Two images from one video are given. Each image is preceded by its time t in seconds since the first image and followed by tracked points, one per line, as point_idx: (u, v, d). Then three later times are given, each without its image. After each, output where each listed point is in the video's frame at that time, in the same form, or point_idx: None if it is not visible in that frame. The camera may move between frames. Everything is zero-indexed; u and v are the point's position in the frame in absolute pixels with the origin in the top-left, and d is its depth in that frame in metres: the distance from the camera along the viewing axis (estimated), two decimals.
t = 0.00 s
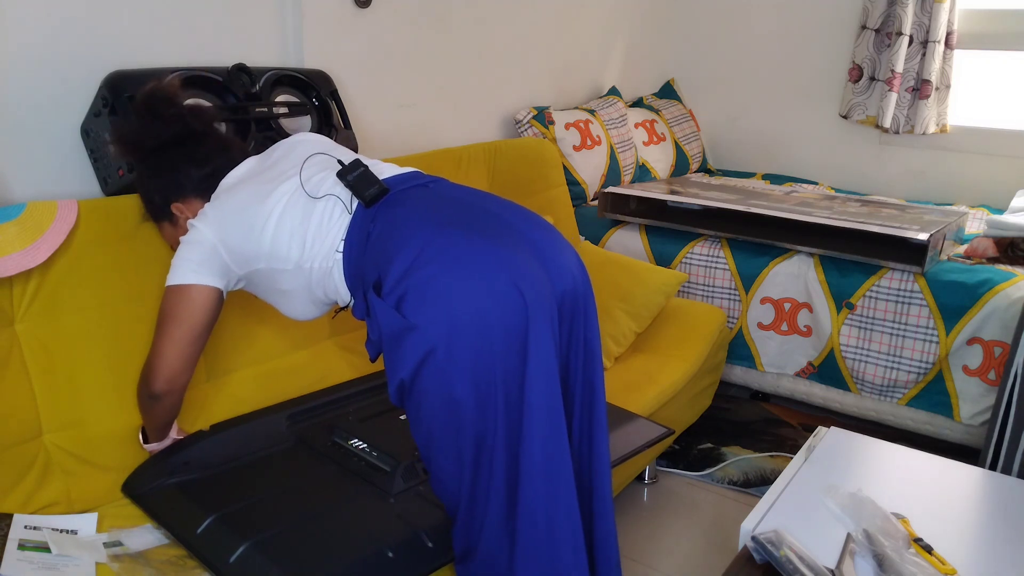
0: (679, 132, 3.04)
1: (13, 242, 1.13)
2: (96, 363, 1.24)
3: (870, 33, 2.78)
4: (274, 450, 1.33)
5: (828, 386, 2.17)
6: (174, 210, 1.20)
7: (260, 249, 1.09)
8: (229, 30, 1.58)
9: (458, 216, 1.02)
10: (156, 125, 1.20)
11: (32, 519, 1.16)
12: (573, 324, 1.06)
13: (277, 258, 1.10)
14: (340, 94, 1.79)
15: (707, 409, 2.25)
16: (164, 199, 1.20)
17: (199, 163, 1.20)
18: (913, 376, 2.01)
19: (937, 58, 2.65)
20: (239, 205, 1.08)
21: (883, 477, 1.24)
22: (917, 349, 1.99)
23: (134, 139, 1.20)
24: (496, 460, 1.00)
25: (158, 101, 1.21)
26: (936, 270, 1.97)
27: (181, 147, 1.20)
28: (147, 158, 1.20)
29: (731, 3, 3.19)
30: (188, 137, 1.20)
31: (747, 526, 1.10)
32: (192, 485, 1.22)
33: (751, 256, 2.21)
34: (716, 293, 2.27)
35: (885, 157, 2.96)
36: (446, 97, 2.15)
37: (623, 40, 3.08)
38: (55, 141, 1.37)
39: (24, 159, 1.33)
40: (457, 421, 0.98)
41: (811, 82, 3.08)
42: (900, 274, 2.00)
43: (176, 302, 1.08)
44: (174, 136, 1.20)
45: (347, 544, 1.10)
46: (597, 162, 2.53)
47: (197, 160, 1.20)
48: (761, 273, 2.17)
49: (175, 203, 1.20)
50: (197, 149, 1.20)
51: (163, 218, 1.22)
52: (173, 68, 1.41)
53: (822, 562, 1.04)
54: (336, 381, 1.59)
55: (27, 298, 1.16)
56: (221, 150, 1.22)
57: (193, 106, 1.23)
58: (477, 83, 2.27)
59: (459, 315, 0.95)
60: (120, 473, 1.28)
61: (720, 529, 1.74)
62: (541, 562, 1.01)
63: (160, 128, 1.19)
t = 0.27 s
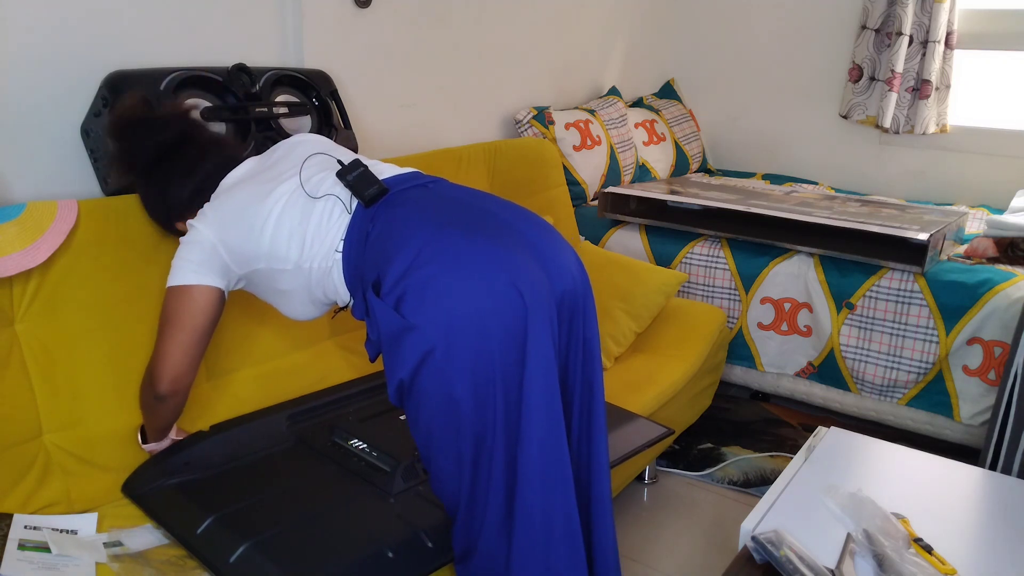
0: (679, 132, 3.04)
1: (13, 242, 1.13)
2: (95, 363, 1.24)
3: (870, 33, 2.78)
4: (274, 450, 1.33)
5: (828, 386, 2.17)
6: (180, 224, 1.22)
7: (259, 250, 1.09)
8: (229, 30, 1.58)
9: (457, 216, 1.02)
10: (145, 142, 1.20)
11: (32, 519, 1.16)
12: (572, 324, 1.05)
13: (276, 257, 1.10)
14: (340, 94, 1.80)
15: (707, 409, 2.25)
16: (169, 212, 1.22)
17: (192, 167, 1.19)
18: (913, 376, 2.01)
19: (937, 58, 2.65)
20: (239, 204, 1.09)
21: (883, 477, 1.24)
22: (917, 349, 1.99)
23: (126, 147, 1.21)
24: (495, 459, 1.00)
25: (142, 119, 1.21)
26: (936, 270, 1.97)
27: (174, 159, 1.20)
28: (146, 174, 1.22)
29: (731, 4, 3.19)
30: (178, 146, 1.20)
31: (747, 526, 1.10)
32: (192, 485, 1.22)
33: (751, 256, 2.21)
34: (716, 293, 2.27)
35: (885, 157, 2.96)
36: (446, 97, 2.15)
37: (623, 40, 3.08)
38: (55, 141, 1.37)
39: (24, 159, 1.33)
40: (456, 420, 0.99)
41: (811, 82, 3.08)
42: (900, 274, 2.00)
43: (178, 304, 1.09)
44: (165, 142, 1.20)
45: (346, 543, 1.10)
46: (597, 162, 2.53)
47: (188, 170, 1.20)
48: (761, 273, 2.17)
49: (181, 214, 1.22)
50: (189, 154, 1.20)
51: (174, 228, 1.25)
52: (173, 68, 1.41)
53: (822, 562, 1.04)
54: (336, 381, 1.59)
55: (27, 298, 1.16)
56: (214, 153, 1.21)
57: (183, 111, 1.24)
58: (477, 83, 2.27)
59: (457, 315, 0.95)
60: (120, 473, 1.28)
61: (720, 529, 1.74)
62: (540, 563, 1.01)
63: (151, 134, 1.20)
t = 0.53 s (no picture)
0: (679, 132, 3.04)
1: (13, 242, 1.13)
2: (95, 363, 1.24)
3: (870, 33, 2.78)
4: (274, 450, 1.33)
5: (828, 386, 2.17)
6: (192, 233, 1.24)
7: (258, 249, 1.09)
8: (229, 30, 1.58)
9: (456, 216, 1.03)
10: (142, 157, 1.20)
11: (32, 519, 1.16)
12: (571, 324, 1.05)
13: (276, 256, 1.10)
14: (340, 94, 1.79)
15: (707, 409, 2.25)
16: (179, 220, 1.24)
17: (188, 173, 1.19)
18: (913, 376, 2.01)
19: (937, 58, 2.65)
20: (239, 204, 1.09)
21: (883, 477, 1.24)
22: (917, 349, 1.99)
23: (119, 158, 1.20)
24: (493, 459, 1.00)
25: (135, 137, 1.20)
26: (936, 271, 1.97)
27: (174, 169, 1.20)
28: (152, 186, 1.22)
29: (731, 4, 3.19)
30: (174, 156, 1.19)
31: (747, 526, 1.10)
32: (192, 485, 1.22)
33: (751, 256, 2.21)
34: (716, 293, 2.27)
35: (885, 157, 2.96)
36: (446, 97, 2.15)
37: (623, 40, 3.08)
38: (56, 141, 1.37)
39: (24, 160, 1.33)
40: (454, 420, 0.99)
41: (811, 82, 3.08)
42: (900, 274, 2.00)
43: (179, 303, 1.08)
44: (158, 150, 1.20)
45: (346, 543, 1.10)
46: (597, 162, 2.53)
47: (187, 179, 1.19)
48: (761, 273, 2.17)
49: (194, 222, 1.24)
50: (183, 159, 1.19)
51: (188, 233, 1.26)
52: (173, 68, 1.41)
53: (822, 562, 1.04)
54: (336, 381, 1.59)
55: (27, 298, 1.16)
56: (206, 156, 1.20)
57: (171, 116, 1.23)
58: (477, 83, 2.27)
59: (455, 314, 0.95)
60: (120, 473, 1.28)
61: (719, 529, 1.74)
62: (538, 563, 1.01)
63: (143, 144, 1.19)
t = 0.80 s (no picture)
0: (679, 132, 3.04)
1: (13, 242, 1.13)
2: (95, 363, 1.24)
3: (870, 33, 2.78)
4: (274, 450, 1.33)
5: (828, 386, 2.17)
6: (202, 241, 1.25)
7: (258, 250, 1.10)
8: (229, 31, 1.58)
9: (453, 216, 1.03)
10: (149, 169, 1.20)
11: (32, 519, 1.16)
12: (569, 323, 1.05)
13: (276, 257, 1.11)
14: (339, 94, 1.79)
15: (707, 409, 2.25)
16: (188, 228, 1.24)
17: (197, 184, 1.19)
18: (913, 376, 2.01)
19: (937, 58, 2.65)
20: (241, 207, 1.10)
21: (883, 477, 1.24)
22: (917, 349, 1.99)
23: (129, 170, 1.20)
24: (491, 459, 1.00)
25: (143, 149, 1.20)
26: (936, 271, 1.97)
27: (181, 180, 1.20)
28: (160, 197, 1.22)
29: (731, 4, 3.19)
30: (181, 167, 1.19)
31: (747, 526, 1.10)
32: (192, 484, 1.22)
33: (751, 256, 2.21)
34: (716, 293, 2.27)
35: (885, 157, 2.96)
36: (446, 97, 2.15)
37: (623, 40, 3.08)
38: (56, 142, 1.37)
39: (24, 160, 1.33)
40: (452, 419, 0.99)
41: (811, 83, 3.08)
42: (900, 274, 2.00)
43: (180, 303, 1.09)
44: (166, 161, 1.19)
45: (346, 543, 1.10)
46: (597, 162, 2.53)
47: (195, 189, 1.19)
48: (761, 273, 2.17)
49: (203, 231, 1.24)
50: (191, 169, 1.19)
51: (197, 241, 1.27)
52: (172, 68, 1.41)
53: (822, 562, 1.04)
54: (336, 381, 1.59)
55: (27, 298, 1.16)
56: (214, 165, 1.20)
57: (178, 124, 1.22)
58: (477, 83, 2.27)
59: (452, 314, 0.95)
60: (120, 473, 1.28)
61: (719, 529, 1.74)
62: (536, 563, 1.01)
63: (151, 155, 1.19)
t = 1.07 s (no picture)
0: (679, 132, 3.04)
1: (13, 242, 1.13)
2: (94, 363, 1.24)
3: (870, 33, 2.79)
4: (275, 449, 1.33)
5: (828, 386, 2.17)
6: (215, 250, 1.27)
7: (261, 254, 1.10)
8: (229, 31, 1.58)
9: (453, 216, 1.03)
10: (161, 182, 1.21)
11: (32, 519, 1.16)
12: (569, 323, 1.05)
13: (280, 261, 1.11)
14: (339, 94, 1.79)
15: (707, 409, 2.25)
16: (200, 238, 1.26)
17: (208, 197, 1.21)
18: (913, 376, 2.01)
19: (937, 58, 2.65)
20: (246, 213, 1.11)
21: (883, 477, 1.24)
22: (917, 349, 1.99)
23: (141, 185, 1.22)
24: (491, 460, 1.00)
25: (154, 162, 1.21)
26: (936, 271, 1.97)
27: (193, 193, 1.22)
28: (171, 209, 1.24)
29: (730, 4, 3.19)
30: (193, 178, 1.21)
31: (747, 526, 1.10)
32: (193, 482, 1.22)
33: (751, 256, 2.21)
34: (716, 293, 2.27)
35: (885, 157, 2.96)
36: (446, 97, 2.15)
37: (623, 40, 3.08)
38: (56, 142, 1.37)
39: (23, 161, 1.33)
40: (451, 419, 0.99)
41: (811, 83, 3.08)
42: (900, 274, 2.00)
43: (184, 302, 1.09)
44: (177, 174, 1.21)
45: (347, 543, 1.10)
46: (597, 162, 2.53)
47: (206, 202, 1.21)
48: (761, 273, 2.17)
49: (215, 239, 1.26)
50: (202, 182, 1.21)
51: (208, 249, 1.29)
52: (172, 68, 1.41)
53: (822, 562, 1.04)
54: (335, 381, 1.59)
55: (27, 298, 1.16)
56: (224, 177, 1.22)
57: (187, 137, 1.23)
58: (477, 83, 2.27)
59: (451, 314, 0.95)
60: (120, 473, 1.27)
61: (720, 529, 1.74)
62: (535, 563, 1.01)
63: (161, 170, 1.21)
